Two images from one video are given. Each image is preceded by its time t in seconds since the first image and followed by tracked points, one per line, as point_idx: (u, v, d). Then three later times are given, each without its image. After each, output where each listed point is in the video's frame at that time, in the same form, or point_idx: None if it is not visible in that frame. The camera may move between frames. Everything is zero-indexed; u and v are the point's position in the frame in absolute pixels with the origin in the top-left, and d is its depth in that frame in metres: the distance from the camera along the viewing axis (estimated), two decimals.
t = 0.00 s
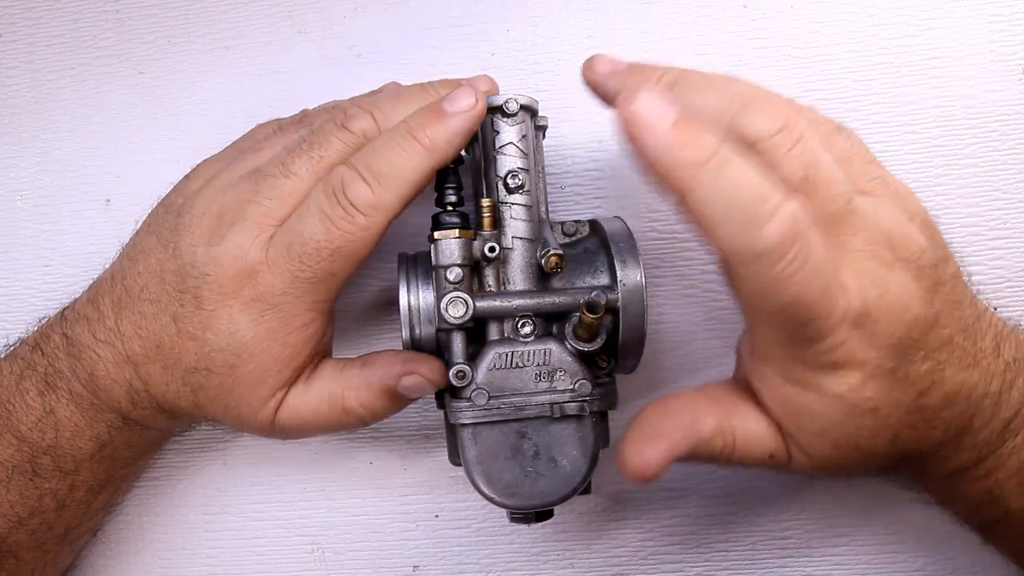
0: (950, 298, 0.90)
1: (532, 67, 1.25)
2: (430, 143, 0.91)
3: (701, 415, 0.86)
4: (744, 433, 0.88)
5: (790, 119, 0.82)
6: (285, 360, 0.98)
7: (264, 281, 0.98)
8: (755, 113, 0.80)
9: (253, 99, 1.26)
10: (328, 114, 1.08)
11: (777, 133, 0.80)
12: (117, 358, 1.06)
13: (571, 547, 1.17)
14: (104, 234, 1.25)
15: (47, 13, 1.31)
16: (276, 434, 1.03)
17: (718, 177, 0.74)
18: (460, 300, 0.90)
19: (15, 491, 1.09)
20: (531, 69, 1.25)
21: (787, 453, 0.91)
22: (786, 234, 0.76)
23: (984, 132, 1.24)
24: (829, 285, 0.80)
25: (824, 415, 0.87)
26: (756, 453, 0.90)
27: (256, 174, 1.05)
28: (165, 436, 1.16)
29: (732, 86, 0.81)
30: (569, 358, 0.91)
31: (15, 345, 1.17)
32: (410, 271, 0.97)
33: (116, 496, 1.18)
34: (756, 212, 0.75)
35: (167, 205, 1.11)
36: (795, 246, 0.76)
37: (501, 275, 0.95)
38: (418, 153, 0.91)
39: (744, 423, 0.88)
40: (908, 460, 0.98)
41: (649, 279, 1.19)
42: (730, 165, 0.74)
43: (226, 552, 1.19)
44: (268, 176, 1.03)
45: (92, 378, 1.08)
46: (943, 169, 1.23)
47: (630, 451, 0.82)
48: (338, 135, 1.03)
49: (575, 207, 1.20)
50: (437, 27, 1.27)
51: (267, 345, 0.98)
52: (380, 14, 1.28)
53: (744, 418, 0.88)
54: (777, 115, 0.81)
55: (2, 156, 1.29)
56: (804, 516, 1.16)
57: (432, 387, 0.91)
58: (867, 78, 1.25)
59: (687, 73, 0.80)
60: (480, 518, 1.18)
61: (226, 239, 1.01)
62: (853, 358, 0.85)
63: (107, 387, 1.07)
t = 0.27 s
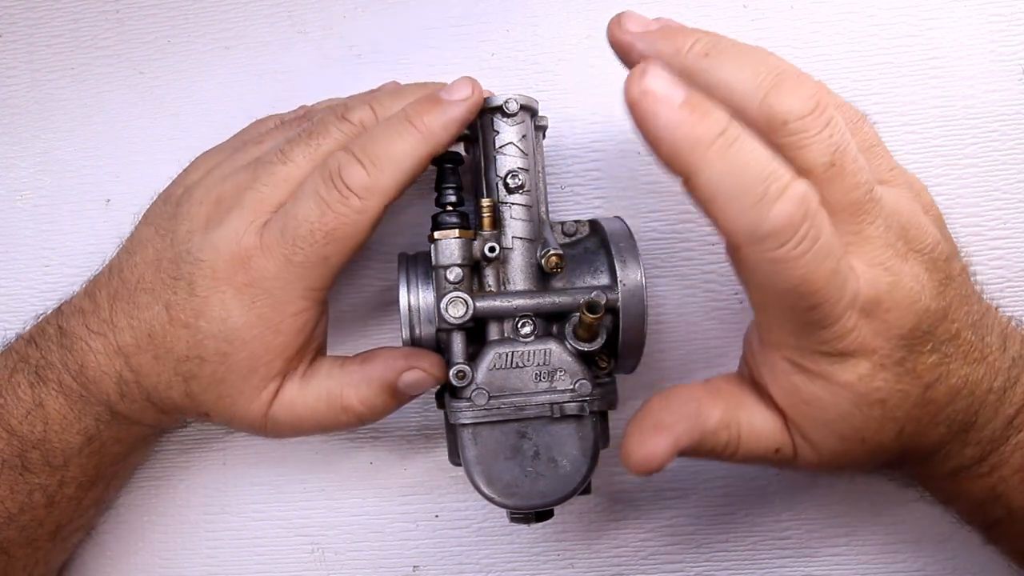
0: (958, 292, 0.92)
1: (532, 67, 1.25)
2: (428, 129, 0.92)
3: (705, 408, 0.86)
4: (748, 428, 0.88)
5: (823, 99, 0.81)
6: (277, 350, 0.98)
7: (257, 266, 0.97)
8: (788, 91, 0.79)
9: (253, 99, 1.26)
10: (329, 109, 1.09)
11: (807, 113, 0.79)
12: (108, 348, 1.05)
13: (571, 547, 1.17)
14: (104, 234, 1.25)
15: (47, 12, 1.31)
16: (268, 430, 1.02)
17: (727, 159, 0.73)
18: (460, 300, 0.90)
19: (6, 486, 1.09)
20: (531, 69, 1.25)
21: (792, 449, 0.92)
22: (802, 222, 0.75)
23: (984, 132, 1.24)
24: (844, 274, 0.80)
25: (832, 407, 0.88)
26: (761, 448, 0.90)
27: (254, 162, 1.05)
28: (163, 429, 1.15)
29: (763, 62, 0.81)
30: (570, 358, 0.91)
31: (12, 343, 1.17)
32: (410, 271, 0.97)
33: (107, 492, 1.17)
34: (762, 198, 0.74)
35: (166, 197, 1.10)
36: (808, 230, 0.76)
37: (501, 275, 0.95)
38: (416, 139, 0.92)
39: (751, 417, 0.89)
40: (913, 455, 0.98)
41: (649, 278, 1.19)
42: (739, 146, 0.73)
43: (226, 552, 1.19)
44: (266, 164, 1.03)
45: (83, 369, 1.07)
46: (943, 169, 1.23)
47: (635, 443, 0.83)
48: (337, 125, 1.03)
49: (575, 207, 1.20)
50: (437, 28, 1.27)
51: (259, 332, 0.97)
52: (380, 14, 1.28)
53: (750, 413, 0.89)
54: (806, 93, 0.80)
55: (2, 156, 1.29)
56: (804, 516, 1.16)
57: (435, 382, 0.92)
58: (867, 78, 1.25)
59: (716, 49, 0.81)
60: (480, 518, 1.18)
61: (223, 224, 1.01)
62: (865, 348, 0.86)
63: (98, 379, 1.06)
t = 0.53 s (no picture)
0: (950, 305, 0.91)
1: (532, 67, 1.25)
2: (429, 121, 0.93)
3: (694, 432, 0.87)
4: (738, 448, 0.90)
5: (801, 129, 0.81)
6: (275, 342, 0.98)
7: (256, 257, 0.97)
8: (765, 124, 0.80)
9: (253, 99, 1.26)
10: (331, 105, 1.10)
11: (785, 145, 0.79)
12: (106, 343, 1.05)
13: (571, 547, 1.17)
14: (104, 234, 1.25)
15: (47, 13, 1.31)
16: (265, 426, 1.01)
17: (693, 198, 0.73)
18: (460, 300, 0.90)
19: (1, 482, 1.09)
20: (531, 69, 1.25)
21: (783, 464, 0.93)
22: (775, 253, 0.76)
23: (984, 132, 1.24)
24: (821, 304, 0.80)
25: (819, 425, 0.89)
26: (752, 465, 0.91)
27: (255, 157, 1.06)
28: (162, 428, 1.15)
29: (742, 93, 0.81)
30: (569, 358, 0.91)
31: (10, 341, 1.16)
32: (410, 271, 0.97)
33: (103, 490, 1.17)
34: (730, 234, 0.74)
35: (167, 193, 1.11)
36: (781, 261, 0.76)
37: (501, 275, 0.95)
38: (417, 130, 0.93)
39: (739, 435, 0.90)
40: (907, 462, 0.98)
41: (650, 278, 1.18)
42: (705, 184, 0.73)
43: (226, 552, 1.19)
44: (268, 158, 1.04)
45: (79, 364, 1.06)
46: (943, 169, 1.23)
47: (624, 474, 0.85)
48: (339, 119, 1.04)
49: (575, 207, 1.20)
50: (437, 28, 1.27)
51: (257, 323, 0.97)
52: (380, 13, 1.28)
53: (739, 433, 0.90)
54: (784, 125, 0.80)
55: (2, 156, 1.29)
56: (803, 516, 1.16)
57: (435, 381, 0.92)
58: (867, 78, 1.25)
59: (695, 80, 0.81)
60: (480, 518, 1.18)
61: (223, 216, 1.01)
62: (849, 368, 0.86)
63: (95, 373, 1.06)
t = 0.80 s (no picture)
0: (946, 312, 0.91)
1: (532, 67, 1.25)
2: (429, 116, 0.93)
3: (694, 447, 0.87)
4: (737, 460, 0.90)
5: (787, 149, 0.82)
6: (274, 337, 0.98)
7: (255, 251, 0.97)
8: (750, 145, 0.81)
9: (253, 99, 1.26)
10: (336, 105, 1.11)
11: (769, 165, 0.81)
12: (105, 339, 1.04)
13: (571, 547, 1.17)
14: (104, 234, 1.25)
15: (47, 12, 1.31)
16: (261, 422, 1.01)
17: (675, 225, 0.75)
18: (460, 300, 0.90)
19: None
20: (531, 69, 1.25)
21: (782, 473, 0.93)
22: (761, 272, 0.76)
23: (984, 132, 1.24)
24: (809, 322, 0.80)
25: (817, 437, 0.89)
26: (752, 475, 0.92)
27: (258, 154, 1.06)
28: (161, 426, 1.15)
29: (726, 115, 0.82)
30: (569, 358, 0.91)
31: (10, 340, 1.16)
32: (409, 270, 0.97)
33: (102, 488, 1.16)
34: (714, 257, 0.75)
35: (169, 191, 1.11)
36: (769, 280, 0.77)
37: (501, 275, 0.95)
38: (417, 126, 0.94)
39: (738, 447, 0.90)
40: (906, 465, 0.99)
41: (650, 278, 1.18)
42: (685, 209, 0.75)
43: (226, 552, 1.19)
44: (270, 154, 1.04)
45: (78, 360, 1.06)
46: (943, 169, 1.23)
47: (625, 491, 0.86)
48: (341, 117, 1.04)
49: (575, 207, 1.20)
50: (437, 28, 1.27)
51: (255, 317, 0.97)
52: (380, 13, 1.28)
53: (738, 445, 0.90)
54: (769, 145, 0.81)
55: (2, 156, 1.29)
56: (803, 516, 1.16)
57: (436, 382, 0.92)
58: (867, 78, 1.25)
59: (679, 102, 0.82)
60: (480, 518, 1.18)
61: (224, 210, 1.01)
62: (844, 381, 0.86)
63: (94, 369, 1.05)
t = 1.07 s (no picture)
0: (947, 312, 0.91)
1: (532, 67, 1.25)
2: (430, 115, 0.94)
3: (695, 447, 0.87)
4: (738, 460, 0.90)
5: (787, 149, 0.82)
6: (273, 334, 0.98)
7: (256, 247, 0.98)
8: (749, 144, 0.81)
9: (253, 99, 1.26)
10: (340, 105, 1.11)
11: (768, 164, 0.81)
12: (103, 336, 1.04)
13: (571, 547, 1.17)
14: (104, 234, 1.25)
15: (47, 12, 1.31)
16: (259, 420, 1.01)
17: (676, 219, 0.75)
18: (460, 300, 0.90)
19: None
20: (531, 69, 1.25)
21: (783, 472, 0.93)
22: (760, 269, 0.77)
23: (984, 132, 1.24)
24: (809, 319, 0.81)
25: (817, 437, 0.89)
26: (752, 475, 0.91)
27: (261, 151, 1.06)
28: (161, 424, 1.15)
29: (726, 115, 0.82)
30: (569, 358, 0.91)
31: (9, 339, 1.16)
32: (410, 270, 0.97)
33: (99, 487, 1.16)
34: (714, 251, 0.76)
35: (170, 189, 1.11)
36: (768, 276, 0.77)
37: (501, 275, 0.95)
38: (419, 124, 0.94)
39: (738, 446, 0.90)
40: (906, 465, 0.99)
41: (650, 278, 1.18)
42: (687, 204, 0.75)
43: (226, 552, 1.19)
44: (273, 151, 1.05)
45: (76, 357, 1.06)
46: (943, 169, 1.23)
47: (626, 492, 0.86)
48: (344, 116, 1.05)
49: (575, 207, 1.20)
50: (437, 28, 1.27)
51: (255, 314, 0.97)
52: (380, 13, 1.28)
53: (739, 445, 0.90)
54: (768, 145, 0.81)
55: (2, 156, 1.29)
56: (803, 515, 1.16)
57: (434, 381, 0.92)
58: (867, 78, 1.25)
59: (679, 101, 0.82)
60: (480, 518, 1.18)
61: (225, 207, 1.01)
62: (845, 380, 0.86)
63: (92, 366, 1.05)
